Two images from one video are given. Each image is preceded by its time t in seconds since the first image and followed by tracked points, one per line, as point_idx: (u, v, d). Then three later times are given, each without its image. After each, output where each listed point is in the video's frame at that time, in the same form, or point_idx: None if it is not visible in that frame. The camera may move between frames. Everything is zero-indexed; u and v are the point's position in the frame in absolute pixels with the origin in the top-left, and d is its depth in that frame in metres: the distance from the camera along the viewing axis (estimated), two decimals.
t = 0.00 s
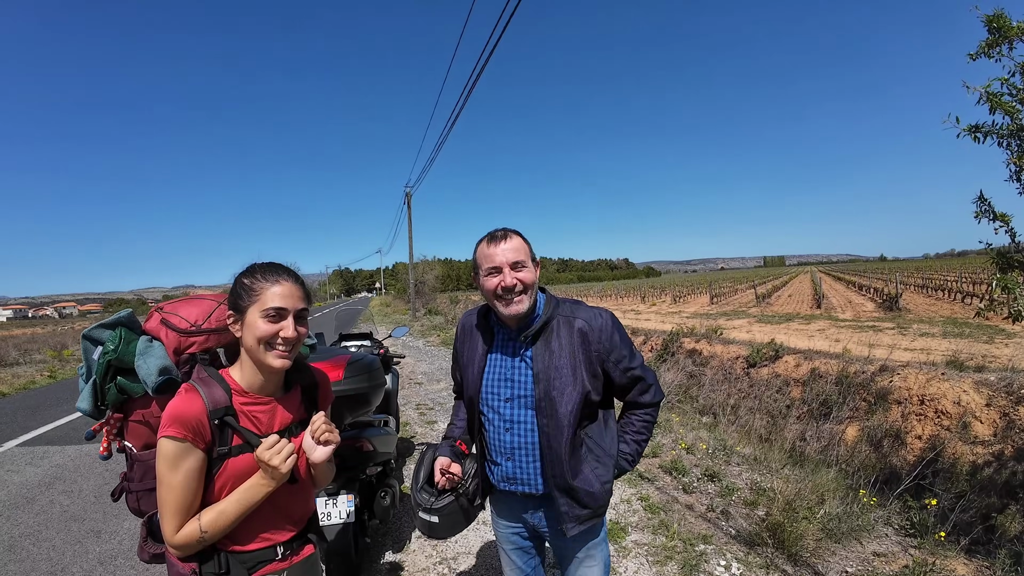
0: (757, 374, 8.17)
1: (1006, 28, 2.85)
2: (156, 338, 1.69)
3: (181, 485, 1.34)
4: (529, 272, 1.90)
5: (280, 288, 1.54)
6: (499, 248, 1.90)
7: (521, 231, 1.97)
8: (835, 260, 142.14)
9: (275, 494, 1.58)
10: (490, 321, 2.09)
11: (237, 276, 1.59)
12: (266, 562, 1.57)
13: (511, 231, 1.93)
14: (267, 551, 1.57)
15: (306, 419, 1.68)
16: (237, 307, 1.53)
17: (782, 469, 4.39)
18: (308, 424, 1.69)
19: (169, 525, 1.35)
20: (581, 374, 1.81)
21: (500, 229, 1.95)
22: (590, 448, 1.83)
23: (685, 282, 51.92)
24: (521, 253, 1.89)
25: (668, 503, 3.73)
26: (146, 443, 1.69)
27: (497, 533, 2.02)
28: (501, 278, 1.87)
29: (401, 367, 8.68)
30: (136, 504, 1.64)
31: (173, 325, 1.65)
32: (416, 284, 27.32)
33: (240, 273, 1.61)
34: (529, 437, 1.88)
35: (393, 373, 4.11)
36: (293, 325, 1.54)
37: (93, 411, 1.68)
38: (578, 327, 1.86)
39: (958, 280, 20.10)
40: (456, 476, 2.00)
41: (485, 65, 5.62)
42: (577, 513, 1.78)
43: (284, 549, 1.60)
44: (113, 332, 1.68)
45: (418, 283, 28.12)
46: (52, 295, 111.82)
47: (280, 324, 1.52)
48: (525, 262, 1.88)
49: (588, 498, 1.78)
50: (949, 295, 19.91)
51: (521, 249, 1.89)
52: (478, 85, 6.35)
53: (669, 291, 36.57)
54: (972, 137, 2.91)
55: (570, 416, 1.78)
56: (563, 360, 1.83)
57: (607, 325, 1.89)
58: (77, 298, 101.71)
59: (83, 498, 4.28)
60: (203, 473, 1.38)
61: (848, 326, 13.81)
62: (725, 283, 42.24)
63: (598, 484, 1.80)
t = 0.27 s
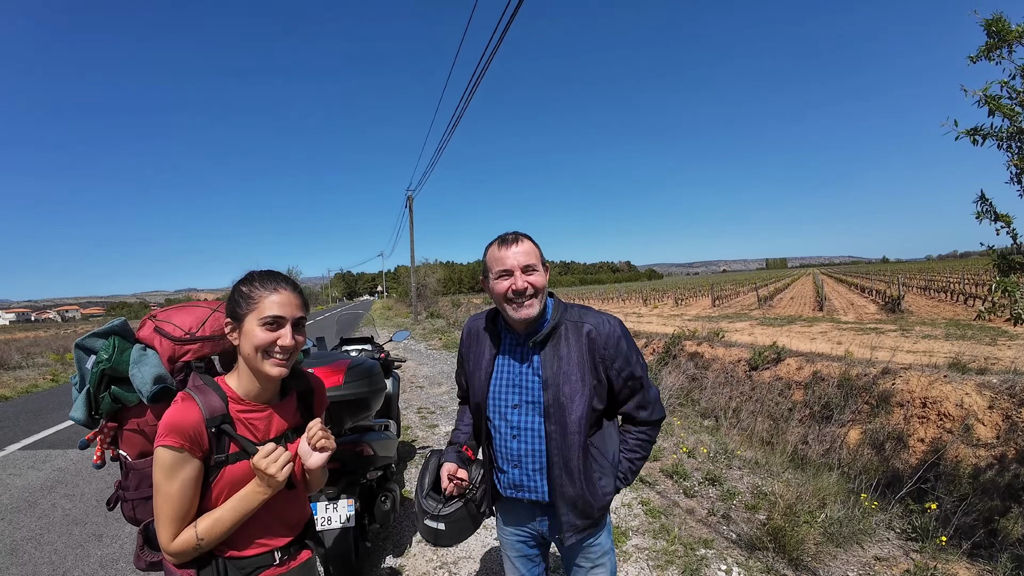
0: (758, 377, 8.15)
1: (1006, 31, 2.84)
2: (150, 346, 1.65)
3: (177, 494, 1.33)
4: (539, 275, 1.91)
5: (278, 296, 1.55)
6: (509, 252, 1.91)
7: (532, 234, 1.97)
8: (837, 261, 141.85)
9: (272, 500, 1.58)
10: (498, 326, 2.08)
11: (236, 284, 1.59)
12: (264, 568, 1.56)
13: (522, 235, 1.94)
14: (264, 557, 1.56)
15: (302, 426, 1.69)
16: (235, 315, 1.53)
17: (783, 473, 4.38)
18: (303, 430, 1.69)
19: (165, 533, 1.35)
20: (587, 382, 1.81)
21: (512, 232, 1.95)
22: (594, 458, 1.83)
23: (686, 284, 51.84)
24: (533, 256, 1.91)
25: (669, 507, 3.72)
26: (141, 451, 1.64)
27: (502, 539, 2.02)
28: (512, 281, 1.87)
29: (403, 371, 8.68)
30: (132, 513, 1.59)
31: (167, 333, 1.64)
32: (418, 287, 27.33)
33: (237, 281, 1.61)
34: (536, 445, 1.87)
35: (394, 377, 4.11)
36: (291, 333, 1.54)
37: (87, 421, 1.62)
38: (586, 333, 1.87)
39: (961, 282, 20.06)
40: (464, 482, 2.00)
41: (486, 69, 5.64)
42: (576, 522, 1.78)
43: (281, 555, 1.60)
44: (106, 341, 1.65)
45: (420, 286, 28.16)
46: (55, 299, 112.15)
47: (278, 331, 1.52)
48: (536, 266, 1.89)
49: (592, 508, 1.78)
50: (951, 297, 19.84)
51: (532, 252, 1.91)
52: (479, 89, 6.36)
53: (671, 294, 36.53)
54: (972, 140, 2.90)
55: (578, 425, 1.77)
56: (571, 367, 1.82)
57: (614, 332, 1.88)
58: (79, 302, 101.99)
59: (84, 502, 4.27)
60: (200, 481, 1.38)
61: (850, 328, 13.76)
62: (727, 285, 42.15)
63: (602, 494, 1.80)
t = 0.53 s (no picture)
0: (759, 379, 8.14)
1: (1005, 33, 2.85)
2: (142, 350, 1.65)
3: (173, 498, 1.33)
4: (544, 278, 1.93)
5: (275, 298, 1.55)
6: (513, 255, 1.94)
7: (534, 237, 2.00)
8: (838, 263, 141.76)
9: (269, 502, 1.58)
10: (502, 330, 2.09)
11: (236, 285, 1.60)
12: (263, 570, 1.56)
13: (524, 238, 1.97)
14: (263, 559, 1.56)
15: (296, 428, 1.69)
16: (233, 316, 1.54)
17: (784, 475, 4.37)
18: (298, 432, 1.69)
19: (162, 537, 1.35)
20: (588, 388, 1.81)
21: (514, 235, 1.98)
22: (593, 465, 1.82)
23: (687, 286, 51.81)
24: (536, 258, 1.94)
25: (669, 510, 3.71)
26: (135, 457, 1.62)
27: (506, 543, 2.02)
28: (516, 284, 1.89)
29: (404, 373, 8.68)
30: (127, 519, 1.58)
31: (159, 337, 1.64)
32: (419, 289, 27.34)
33: (235, 285, 1.62)
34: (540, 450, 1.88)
35: (394, 380, 4.11)
36: (287, 335, 1.54)
37: (79, 428, 1.58)
38: (589, 338, 1.87)
39: (962, 283, 20.04)
40: (470, 487, 2.00)
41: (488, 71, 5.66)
42: (575, 529, 1.78)
43: (278, 557, 1.60)
44: (98, 347, 1.62)
45: (421, 289, 28.18)
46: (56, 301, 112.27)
47: (274, 334, 1.52)
48: (540, 268, 1.92)
49: (589, 515, 1.77)
50: (952, 298, 19.82)
51: (535, 255, 1.94)
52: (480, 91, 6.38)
53: (671, 296, 36.51)
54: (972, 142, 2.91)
55: (581, 431, 1.78)
56: (574, 372, 1.83)
57: (617, 337, 1.89)
58: (80, 304, 102.09)
59: (85, 504, 4.27)
60: (196, 484, 1.38)
61: (851, 330, 13.75)
62: (728, 287, 42.12)
63: (600, 501, 1.79)
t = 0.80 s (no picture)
0: (760, 380, 8.14)
1: (1005, 35, 2.85)
2: (145, 353, 1.64)
3: (179, 499, 1.33)
4: (546, 280, 1.93)
5: (281, 300, 1.55)
6: (516, 256, 1.94)
7: (538, 239, 2.00)
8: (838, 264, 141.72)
9: (274, 502, 1.58)
10: (504, 330, 2.10)
11: (242, 289, 1.59)
12: (267, 571, 1.56)
13: (527, 239, 1.97)
14: (269, 560, 1.56)
15: (301, 428, 1.69)
16: (239, 318, 1.54)
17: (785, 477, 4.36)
18: (302, 433, 1.69)
19: (168, 538, 1.34)
20: (592, 389, 1.81)
21: (517, 237, 1.98)
22: (600, 463, 1.81)
23: (687, 288, 51.80)
24: (539, 260, 1.93)
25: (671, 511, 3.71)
26: (137, 459, 1.60)
27: (508, 543, 2.02)
28: (519, 285, 1.89)
29: (404, 375, 8.68)
30: (130, 522, 1.58)
31: (162, 339, 1.64)
32: (420, 291, 27.35)
33: (239, 287, 1.62)
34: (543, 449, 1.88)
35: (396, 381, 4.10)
36: (294, 337, 1.54)
37: (81, 431, 1.57)
38: (592, 339, 1.87)
39: (961, 285, 20.06)
40: (472, 486, 1.98)
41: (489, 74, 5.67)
42: (585, 528, 1.76)
43: (284, 558, 1.59)
44: (101, 349, 1.62)
45: (421, 290, 28.19)
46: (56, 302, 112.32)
47: (281, 336, 1.52)
48: (543, 269, 1.91)
49: (598, 513, 1.76)
50: (952, 300, 19.83)
51: (538, 256, 1.94)
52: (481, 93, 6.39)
53: (672, 298, 36.50)
54: (972, 145, 2.91)
55: (585, 430, 1.77)
56: (577, 372, 1.83)
57: (620, 337, 1.89)
58: (80, 305, 102.09)
59: (86, 506, 4.27)
60: (202, 485, 1.38)
61: (852, 332, 13.75)
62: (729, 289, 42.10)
63: (607, 500, 1.78)
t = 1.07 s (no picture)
0: (761, 381, 8.13)
1: (1006, 36, 2.85)
2: (147, 351, 1.64)
3: (181, 498, 1.33)
4: (542, 277, 1.92)
5: (285, 299, 1.55)
6: (512, 254, 1.95)
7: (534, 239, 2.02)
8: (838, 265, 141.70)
9: (276, 501, 1.58)
10: (503, 328, 2.10)
11: (248, 285, 1.60)
12: (269, 570, 1.56)
13: (523, 239, 1.99)
14: (270, 559, 1.56)
15: (303, 427, 1.69)
16: (243, 316, 1.54)
17: (786, 478, 4.36)
18: (305, 432, 1.69)
19: (169, 537, 1.34)
20: (593, 381, 1.81)
21: (513, 236, 2.00)
22: (605, 453, 1.81)
23: (687, 289, 51.79)
24: (534, 258, 1.94)
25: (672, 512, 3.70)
26: (138, 459, 1.59)
27: (507, 540, 2.02)
28: (514, 281, 1.90)
29: (405, 376, 8.68)
30: (130, 521, 1.57)
31: (165, 337, 1.65)
32: (420, 292, 27.38)
33: (242, 285, 1.62)
34: (541, 445, 1.87)
35: (397, 382, 4.10)
36: (299, 336, 1.54)
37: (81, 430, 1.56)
38: (591, 334, 1.87)
39: (962, 286, 20.05)
40: (471, 482, 2.01)
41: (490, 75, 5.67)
42: (597, 516, 1.75)
43: (285, 557, 1.59)
44: (102, 348, 1.61)
45: (421, 291, 28.20)
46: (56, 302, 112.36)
47: (286, 335, 1.52)
48: (538, 267, 1.92)
49: (609, 502, 1.75)
50: (953, 302, 19.81)
51: (533, 254, 1.95)
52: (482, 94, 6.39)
53: (672, 299, 36.50)
54: (973, 145, 2.91)
55: (589, 421, 1.76)
56: (577, 367, 1.83)
57: (618, 332, 1.90)
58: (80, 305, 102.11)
59: (86, 506, 4.27)
60: (204, 484, 1.38)
61: (852, 333, 13.75)
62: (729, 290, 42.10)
63: (615, 490, 1.76)
